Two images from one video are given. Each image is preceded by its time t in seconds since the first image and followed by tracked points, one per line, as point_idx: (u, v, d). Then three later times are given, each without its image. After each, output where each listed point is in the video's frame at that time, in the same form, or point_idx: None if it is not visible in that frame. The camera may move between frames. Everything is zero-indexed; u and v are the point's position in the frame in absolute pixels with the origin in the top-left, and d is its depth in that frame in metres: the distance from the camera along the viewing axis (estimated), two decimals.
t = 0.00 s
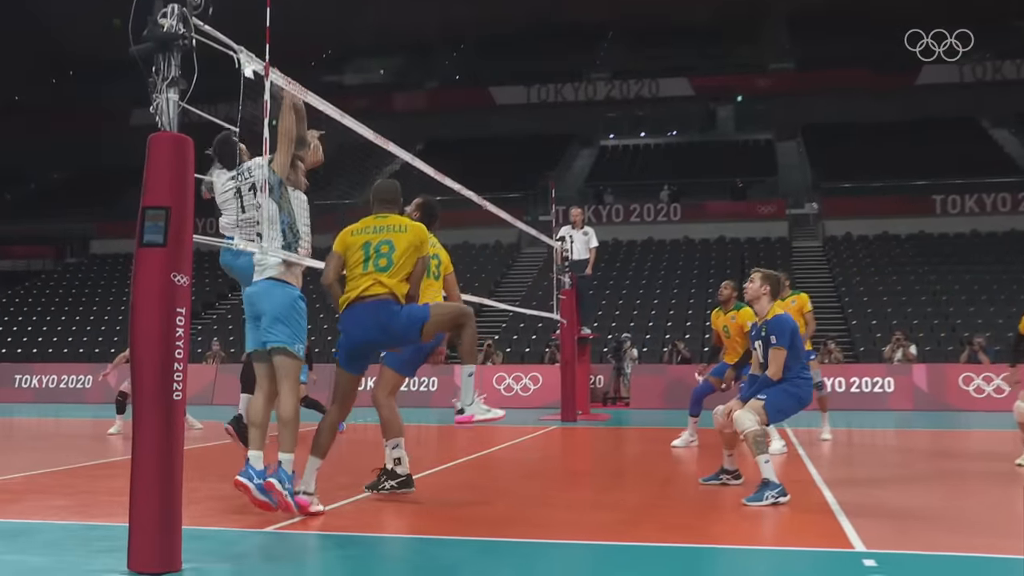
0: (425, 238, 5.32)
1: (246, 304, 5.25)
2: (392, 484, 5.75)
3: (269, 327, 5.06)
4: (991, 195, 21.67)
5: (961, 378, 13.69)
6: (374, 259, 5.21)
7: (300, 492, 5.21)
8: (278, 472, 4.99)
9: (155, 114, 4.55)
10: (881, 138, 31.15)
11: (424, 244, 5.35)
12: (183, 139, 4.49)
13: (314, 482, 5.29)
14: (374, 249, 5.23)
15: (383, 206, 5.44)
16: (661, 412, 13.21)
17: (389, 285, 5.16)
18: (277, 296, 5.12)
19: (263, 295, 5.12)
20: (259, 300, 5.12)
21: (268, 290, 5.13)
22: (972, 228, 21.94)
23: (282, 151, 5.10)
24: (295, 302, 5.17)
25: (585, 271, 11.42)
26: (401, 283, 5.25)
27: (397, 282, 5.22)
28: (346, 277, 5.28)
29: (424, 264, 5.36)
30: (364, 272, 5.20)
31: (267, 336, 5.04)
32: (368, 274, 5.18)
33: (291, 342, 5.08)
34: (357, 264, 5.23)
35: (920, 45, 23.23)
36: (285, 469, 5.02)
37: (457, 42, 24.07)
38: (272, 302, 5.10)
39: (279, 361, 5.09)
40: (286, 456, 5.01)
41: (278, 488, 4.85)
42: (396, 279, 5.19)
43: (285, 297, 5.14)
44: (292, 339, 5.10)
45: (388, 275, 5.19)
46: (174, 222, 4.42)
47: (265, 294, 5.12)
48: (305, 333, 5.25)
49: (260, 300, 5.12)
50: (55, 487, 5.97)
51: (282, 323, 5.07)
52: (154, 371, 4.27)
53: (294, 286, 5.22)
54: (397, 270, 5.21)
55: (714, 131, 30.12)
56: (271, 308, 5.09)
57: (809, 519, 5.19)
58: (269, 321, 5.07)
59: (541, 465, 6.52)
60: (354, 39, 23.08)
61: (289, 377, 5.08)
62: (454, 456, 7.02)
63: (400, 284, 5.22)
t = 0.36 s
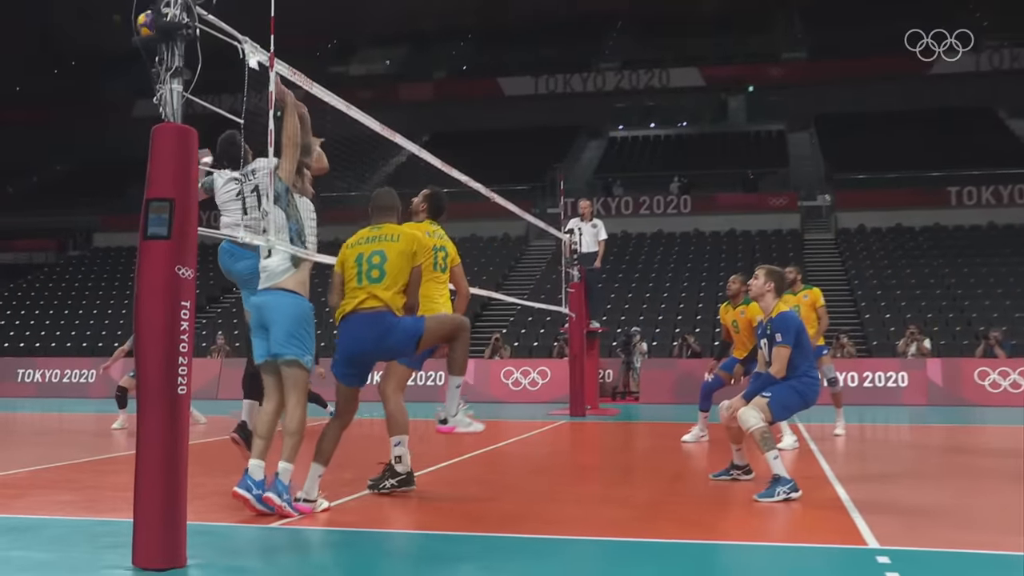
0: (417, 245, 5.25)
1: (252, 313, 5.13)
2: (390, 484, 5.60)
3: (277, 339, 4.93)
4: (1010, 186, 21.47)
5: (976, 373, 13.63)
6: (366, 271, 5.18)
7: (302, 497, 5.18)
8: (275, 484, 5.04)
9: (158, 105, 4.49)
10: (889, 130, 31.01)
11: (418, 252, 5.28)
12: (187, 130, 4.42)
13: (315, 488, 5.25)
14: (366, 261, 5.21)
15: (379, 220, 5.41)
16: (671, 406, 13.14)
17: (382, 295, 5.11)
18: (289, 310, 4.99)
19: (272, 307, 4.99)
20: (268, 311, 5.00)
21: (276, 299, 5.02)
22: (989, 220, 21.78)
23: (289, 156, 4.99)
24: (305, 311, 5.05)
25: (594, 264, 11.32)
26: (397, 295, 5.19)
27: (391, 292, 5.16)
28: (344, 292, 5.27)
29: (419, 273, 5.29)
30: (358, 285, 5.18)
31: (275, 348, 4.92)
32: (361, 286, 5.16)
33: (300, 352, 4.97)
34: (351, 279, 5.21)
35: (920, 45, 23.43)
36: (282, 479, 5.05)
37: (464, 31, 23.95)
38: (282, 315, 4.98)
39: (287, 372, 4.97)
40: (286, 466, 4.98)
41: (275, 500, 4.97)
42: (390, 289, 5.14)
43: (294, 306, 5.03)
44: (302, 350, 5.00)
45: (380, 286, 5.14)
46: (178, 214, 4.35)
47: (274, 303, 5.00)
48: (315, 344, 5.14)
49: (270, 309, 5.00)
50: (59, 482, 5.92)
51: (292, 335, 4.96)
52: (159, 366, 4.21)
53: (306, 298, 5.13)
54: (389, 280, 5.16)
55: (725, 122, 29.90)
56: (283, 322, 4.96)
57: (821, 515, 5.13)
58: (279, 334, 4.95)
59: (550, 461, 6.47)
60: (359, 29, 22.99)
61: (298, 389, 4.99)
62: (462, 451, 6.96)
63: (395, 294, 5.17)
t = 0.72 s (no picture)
0: (414, 248, 5.18)
1: (259, 322, 5.07)
2: (393, 480, 5.57)
3: (286, 350, 4.89)
4: (1020, 181, 21.34)
5: (987, 368, 13.57)
6: (363, 276, 5.15)
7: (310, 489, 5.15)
8: (273, 490, 4.98)
9: (164, 100, 4.47)
10: (896, 124, 30.92)
11: (415, 255, 5.21)
12: (193, 124, 4.41)
13: (325, 479, 5.20)
14: (363, 266, 5.17)
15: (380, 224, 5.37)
16: (679, 402, 13.11)
17: (378, 302, 5.08)
18: (297, 322, 4.93)
19: (280, 319, 4.95)
20: (274, 322, 4.96)
21: (281, 308, 4.98)
22: (999, 214, 21.67)
23: (294, 167, 5.01)
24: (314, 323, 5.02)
25: (601, 258, 11.25)
26: (395, 303, 5.16)
27: (388, 298, 5.11)
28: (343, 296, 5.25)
29: (417, 276, 5.21)
30: (355, 290, 5.15)
31: (285, 361, 4.88)
32: (358, 292, 5.13)
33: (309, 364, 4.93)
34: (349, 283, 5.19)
35: (920, 45, 23.51)
36: (280, 484, 4.98)
37: (469, 24, 23.92)
38: (290, 327, 4.93)
39: (296, 383, 4.95)
40: (286, 470, 4.93)
41: (275, 506, 4.89)
42: (387, 296, 5.10)
43: (301, 315, 4.97)
44: (312, 362, 4.96)
45: (376, 291, 5.10)
46: (183, 209, 4.34)
47: (281, 311, 4.97)
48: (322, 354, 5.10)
49: (278, 319, 4.96)
50: (63, 478, 5.90)
51: (301, 347, 4.91)
52: (164, 361, 4.19)
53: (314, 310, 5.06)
54: (385, 285, 5.11)
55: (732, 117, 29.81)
56: (291, 335, 4.91)
57: (829, 511, 5.09)
58: (287, 346, 4.90)
59: (556, 456, 6.45)
60: (365, 23, 22.95)
61: (304, 402, 4.97)
62: (466, 446, 6.95)
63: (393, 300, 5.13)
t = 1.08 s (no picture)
0: (415, 249, 5.16)
1: (263, 327, 5.07)
2: (396, 479, 5.56)
3: (290, 356, 4.89)
4: None
5: (991, 366, 13.56)
6: (363, 277, 5.14)
7: (313, 486, 5.16)
8: (273, 491, 4.99)
9: (166, 97, 4.46)
10: (899, 121, 30.91)
11: (416, 256, 5.20)
12: (194, 122, 4.41)
13: (328, 476, 5.23)
14: (363, 266, 5.17)
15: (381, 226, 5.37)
16: (682, 400, 13.11)
17: (378, 304, 5.07)
18: (302, 329, 4.93)
19: (284, 325, 4.94)
20: (276, 327, 4.96)
21: (285, 311, 4.98)
22: (1003, 212, 21.62)
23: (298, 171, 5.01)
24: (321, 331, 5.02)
25: (605, 255, 11.16)
26: (395, 303, 5.15)
27: (388, 299, 5.10)
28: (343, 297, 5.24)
29: (418, 277, 5.19)
30: (355, 290, 5.15)
31: (289, 367, 4.87)
32: (358, 293, 5.11)
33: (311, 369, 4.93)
34: (349, 284, 5.18)
35: (920, 45, 23.59)
36: (280, 486, 4.99)
37: (472, 22, 23.95)
38: (295, 333, 4.92)
39: (300, 390, 4.95)
40: (286, 470, 4.94)
41: (276, 507, 4.92)
42: (387, 298, 5.09)
43: (304, 321, 4.96)
44: (315, 368, 4.96)
45: (375, 292, 5.09)
46: (186, 206, 4.34)
47: (284, 314, 4.97)
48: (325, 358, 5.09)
49: (281, 325, 4.95)
50: (66, 476, 5.90)
51: (305, 353, 4.91)
52: (167, 359, 4.19)
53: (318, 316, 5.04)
54: (386, 286, 5.10)
55: (736, 114, 29.81)
56: (296, 342, 4.91)
57: (832, 509, 5.08)
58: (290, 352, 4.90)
59: (559, 454, 6.44)
60: (368, 20, 22.98)
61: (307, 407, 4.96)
62: (469, 444, 6.94)
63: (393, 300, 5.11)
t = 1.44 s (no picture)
0: (416, 249, 5.15)
1: (267, 333, 5.05)
2: (399, 477, 5.56)
3: (295, 362, 4.87)
4: None
5: (996, 364, 13.54)
6: (364, 277, 5.14)
7: (317, 484, 5.16)
8: (276, 491, 5.01)
9: (170, 94, 4.45)
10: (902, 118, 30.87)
11: (418, 256, 5.19)
12: (198, 119, 4.40)
13: (332, 474, 5.22)
14: (364, 266, 5.17)
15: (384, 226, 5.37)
16: (685, 397, 13.09)
17: (377, 304, 5.07)
18: (307, 335, 4.91)
19: (288, 330, 4.93)
20: (279, 329, 4.95)
21: (290, 314, 4.98)
22: (1008, 209, 21.56)
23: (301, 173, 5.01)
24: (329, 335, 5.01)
25: (608, 254, 11.15)
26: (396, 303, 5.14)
27: (388, 298, 5.10)
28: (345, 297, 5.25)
29: (419, 277, 5.19)
30: (356, 290, 5.16)
31: (295, 372, 4.85)
32: (359, 293, 5.13)
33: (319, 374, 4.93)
34: (351, 284, 5.20)
35: (920, 45, 23.56)
36: (281, 486, 5.01)
37: (475, 19, 23.96)
38: (299, 338, 4.91)
39: (304, 396, 4.94)
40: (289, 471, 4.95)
41: (279, 508, 4.95)
42: (388, 298, 5.09)
43: (310, 327, 4.95)
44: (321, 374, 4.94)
45: (376, 292, 5.09)
46: (190, 204, 4.33)
47: (288, 318, 4.96)
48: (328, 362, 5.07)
49: (285, 332, 4.93)
50: (69, 473, 5.90)
51: (310, 359, 4.89)
52: (170, 358, 4.19)
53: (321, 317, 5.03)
54: (386, 286, 5.10)
55: (740, 111, 29.78)
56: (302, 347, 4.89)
57: (836, 507, 5.07)
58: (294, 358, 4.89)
59: (563, 452, 6.43)
60: (371, 18, 23.00)
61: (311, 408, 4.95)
62: (472, 442, 6.93)
63: (392, 300, 5.10)
